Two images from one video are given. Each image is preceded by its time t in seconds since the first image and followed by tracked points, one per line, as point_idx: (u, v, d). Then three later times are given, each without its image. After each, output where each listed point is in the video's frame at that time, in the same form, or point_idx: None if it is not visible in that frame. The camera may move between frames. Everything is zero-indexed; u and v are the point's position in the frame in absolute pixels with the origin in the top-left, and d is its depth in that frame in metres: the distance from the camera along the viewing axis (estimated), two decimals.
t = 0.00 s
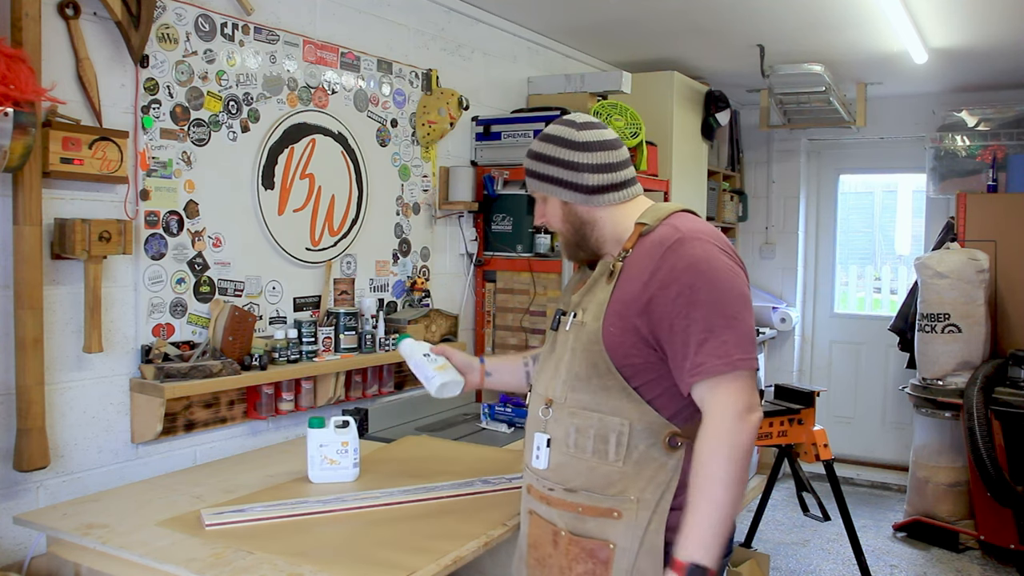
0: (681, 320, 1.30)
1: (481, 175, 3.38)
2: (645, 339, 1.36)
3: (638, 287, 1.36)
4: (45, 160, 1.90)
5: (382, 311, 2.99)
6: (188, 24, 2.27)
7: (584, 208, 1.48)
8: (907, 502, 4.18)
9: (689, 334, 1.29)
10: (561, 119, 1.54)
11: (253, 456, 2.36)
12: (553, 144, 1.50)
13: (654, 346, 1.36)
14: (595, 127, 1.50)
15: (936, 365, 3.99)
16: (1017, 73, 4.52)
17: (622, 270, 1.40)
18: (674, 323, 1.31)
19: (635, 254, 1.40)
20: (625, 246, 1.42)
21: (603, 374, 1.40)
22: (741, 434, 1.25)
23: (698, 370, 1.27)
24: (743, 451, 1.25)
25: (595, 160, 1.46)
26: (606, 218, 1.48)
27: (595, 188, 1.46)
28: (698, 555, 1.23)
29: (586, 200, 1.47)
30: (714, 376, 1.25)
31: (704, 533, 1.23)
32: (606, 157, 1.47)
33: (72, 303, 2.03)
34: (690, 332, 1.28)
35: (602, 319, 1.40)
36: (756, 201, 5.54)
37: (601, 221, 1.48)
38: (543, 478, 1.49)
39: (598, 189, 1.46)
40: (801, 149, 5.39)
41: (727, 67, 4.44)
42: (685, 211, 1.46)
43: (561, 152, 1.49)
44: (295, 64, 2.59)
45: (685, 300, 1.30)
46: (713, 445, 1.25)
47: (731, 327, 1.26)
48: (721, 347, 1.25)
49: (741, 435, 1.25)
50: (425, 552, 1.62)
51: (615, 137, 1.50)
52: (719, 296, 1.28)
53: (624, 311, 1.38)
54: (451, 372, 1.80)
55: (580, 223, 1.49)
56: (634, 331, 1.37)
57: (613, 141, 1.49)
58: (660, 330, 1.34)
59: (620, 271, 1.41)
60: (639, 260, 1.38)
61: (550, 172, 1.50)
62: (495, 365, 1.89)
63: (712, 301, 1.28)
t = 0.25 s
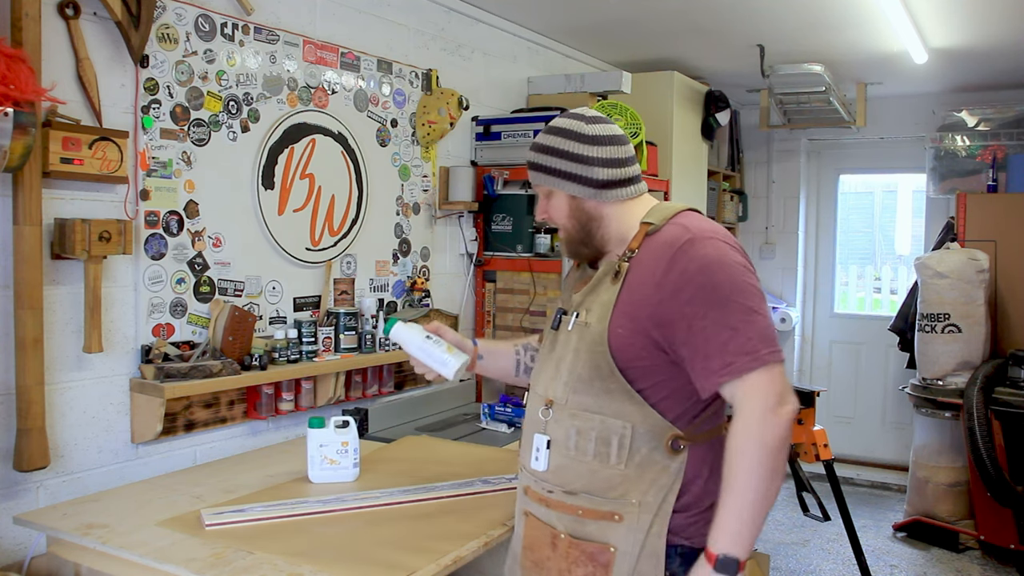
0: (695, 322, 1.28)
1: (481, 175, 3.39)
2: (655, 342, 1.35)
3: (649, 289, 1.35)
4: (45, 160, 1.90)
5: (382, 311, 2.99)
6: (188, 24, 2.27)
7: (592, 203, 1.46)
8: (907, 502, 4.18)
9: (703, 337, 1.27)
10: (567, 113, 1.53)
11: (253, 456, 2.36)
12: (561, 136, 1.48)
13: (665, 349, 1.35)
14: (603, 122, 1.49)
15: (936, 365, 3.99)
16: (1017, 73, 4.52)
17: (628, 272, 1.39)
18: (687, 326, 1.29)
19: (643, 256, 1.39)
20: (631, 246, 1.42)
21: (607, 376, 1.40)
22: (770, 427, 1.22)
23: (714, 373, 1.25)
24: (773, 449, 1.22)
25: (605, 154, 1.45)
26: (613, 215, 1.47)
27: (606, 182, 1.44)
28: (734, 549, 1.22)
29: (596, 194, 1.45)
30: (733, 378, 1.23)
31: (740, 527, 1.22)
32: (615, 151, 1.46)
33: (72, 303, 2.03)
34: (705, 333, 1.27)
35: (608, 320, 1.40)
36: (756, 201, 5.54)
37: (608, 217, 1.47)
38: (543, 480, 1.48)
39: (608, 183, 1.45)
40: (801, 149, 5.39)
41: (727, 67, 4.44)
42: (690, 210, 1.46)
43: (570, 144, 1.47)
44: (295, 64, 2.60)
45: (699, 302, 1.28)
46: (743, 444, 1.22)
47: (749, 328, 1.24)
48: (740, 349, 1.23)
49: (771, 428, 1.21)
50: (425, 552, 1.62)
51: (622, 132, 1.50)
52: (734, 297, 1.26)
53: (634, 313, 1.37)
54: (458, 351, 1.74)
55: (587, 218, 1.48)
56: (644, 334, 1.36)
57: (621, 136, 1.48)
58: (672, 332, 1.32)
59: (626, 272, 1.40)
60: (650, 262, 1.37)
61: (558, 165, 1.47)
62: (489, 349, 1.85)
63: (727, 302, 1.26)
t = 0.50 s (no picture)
0: (723, 321, 1.28)
1: (481, 175, 3.38)
2: (676, 345, 1.32)
3: (672, 289, 1.32)
4: (45, 160, 1.90)
5: (382, 311, 2.99)
6: (188, 24, 2.27)
7: (606, 197, 1.43)
8: (907, 502, 4.19)
9: (733, 336, 1.27)
10: (573, 108, 1.49)
11: (253, 456, 2.36)
12: (571, 129, 1.45)
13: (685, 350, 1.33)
14: (612, 115, 1.46)
15: (935, 365, 3.99)
16: (1017, 73, 4.52)
17: (642, 273, 1.37)
18: (715, 325, 1.28)
19: (658, 255, 1.36)
20: (642, 245, 1.39)
21: (618, 379, 1.36)
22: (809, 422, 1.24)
23: (748, 372, 1.26)
24: (809, 439, 1.25)
25: (620, 147, 1.42)
26: (626, 211, 1.44)
27: (621, 175, 1.41)
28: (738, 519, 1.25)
29: (611, 187, 1.42)
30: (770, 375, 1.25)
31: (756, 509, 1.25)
32: (629, 144, 1.43)
33: (72, 303, 2.03)
34: (740, 331, 1.27)
35: (621, 322, 1.36)
36: (756, 201, 5.54)
37: (620, 213, 1.44)
38: (546, 487, 1.43)
39: (623, 176, 1.42)
40: (800, 149, 5.40)
41: (727, 67, 4.44)
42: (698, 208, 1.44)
43: (582, 136, 1.43)
44: (295, 64, 2.59)
45: (729, 301, 1.27)
46: (776, 437, 1.24)
47: (780, 324, 1.26)
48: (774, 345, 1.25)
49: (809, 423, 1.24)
50: (426, 552, 1.62)
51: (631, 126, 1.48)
52: (764, 294, 1.26)
53: (654, 316, 1.33)
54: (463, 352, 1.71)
55: (599, 213, 1.44)
56: (664, 337, 1.32)
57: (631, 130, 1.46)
58: (697, 332, 1.30)
59: (640, 272, 1.37)
60: (668, 261, 1.35)
61: (570, 158, 1.43)
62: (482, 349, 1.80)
63: (758, 299, 1.26)
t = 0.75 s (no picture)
0: (741, 330, 1.22)
1: (481, 175, 3.38)
2: (690, 352, 1.26)
3: (686, 294, 1.26)
4: (45, 160, 1.90)
5: (383, 311, 3.00)
6: (188, 24, 2.27)
7: (619, 195, 1.35)
8: (907, 502, 4.19)
9: (752, 345, 1.22)
10: (582, 101, 1.42)
11: (253, 456, 2.36)
12: (583, 123, 1.37)
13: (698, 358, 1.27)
14: (625, 110, 1.39)
15: (935, 365, 3.99)
16: (1017, 73, 4.52)
17: (655, 275, 1.30)
18: (733, 334, 1.23)
19: (672, 257, 1.30)
20: (655, 247, 1.32)
21: (628, 387, 1.28)
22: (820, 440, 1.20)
23: (767, 384, 1.21)
24: (820, 457, 1.20)
25: (634, 143, 1.35)
26: (639, 211, 1.37)
27: (636, 171, 1.34)
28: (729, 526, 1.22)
29: (625, 185, 1.34)
30: (789, 388, 1.19)
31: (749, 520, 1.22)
32: (643, 140, 1.36)
33: (72, 303, 2.03)
34: (758, 341, 1.21)
35: (633, 328, 1.29)
36: (756, 201, 5.54)
37: (633, 212, 1.37)
38: (548, 498, 1.36)
39: (637, 173, 1.35)
40: (800, 149, 5.39)
41: (727, 67, 4.44)
42: (712, 210, 1.38)
43: (594, 131, 1.36)
44: (295, 64, 2.60)
45: (748, 309, 1.22)
46: (785, 451, 1.19)
47: (800, 334, 1.21)
48: (794, 357, 1.20)
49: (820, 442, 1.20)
50: (426, 553, 1.62)
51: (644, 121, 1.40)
52: (785, 303, 1.21)
53: (667, 321, 1.27)
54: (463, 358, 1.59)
55: (612, 212, 1.36)
56: (679, 344, 1.26)
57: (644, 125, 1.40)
58: (713, 340, 1.24)
59: (653, 275, 1.30)
60: (683, 264, 1.28)
61: (583, 153, 1.35)
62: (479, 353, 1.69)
63: (778, 308, 1.21)
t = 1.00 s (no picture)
0: (743, 339, 1.19)
1: (481, 175, 3.38)
2: (692, 360, 1.23)
3: (690, 301, 1.23)
4: (45, 160, 1.90)
5: (382, 311, 2.99)
6: (188, 24, 2.27)
7: (616, 196, 1.33)
8: (907, 502, 4.19)
9: (753, 355, 1.19)
10: (588, 97, 1.39)
11: (253, 456, 2.36)
12: (586, 120, 1.35)
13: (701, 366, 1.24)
14: (629, 107, 1.35)
15: (935, 365, 3.99)
16: (1017, 73, 4.52)
17: (659, 280, 1.27)
18: (735, 343, 1.20)
19: (676, 262, 1.27)
20: (660, 249, 1.29)
21: (629, 394, 1.26)
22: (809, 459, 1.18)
23: (765, 397, 1.18)
24: (810, 475, 1.18)
25: (633, 143, 1.32)
26: (640, 212, 1.34)
27: (633, 173, 1.31)
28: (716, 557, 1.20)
29: (621, 186, 1.32)
30: (788, 404, 1.17)
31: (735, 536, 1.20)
32: (644, 139, 1.32)
33: (72, 303, 2.03)
34: (759, 352, 1.18)
35: (636, 333, 1.26)
36: (756, 201, 5.54)
37: (632, 214, 1.34)
38: (546, 503, 1.35)
39: (634, 175, 1.31)
40: (800, 149, 5.39)
41: (727, 67, 4.44)
42: (718, 213, 1.35)
43: (595, 130, 1.33)
44: (295, 64, 2.60)
45: (751, 319, 1.19)
46: (775, 470, 1.17)
47: (802, 348, 1.18)
48: (794, 371, 1.17)
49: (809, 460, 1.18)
50: (427, 553, 1.62)
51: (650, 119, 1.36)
52: (789, 315, 1.18)
53: (670, 327, 1.24)
54: (459, 365, 1.58)
55: (609, 212, 1.34)
56: (681, 352, 1.23)
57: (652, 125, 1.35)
58: (716, 348, 1.21)
59: (657, 280, 1.27)
60: (688, 269, 1.25)
61: (581, 152, 1.34)
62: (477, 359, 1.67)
63: (782, 319, 1.18)
